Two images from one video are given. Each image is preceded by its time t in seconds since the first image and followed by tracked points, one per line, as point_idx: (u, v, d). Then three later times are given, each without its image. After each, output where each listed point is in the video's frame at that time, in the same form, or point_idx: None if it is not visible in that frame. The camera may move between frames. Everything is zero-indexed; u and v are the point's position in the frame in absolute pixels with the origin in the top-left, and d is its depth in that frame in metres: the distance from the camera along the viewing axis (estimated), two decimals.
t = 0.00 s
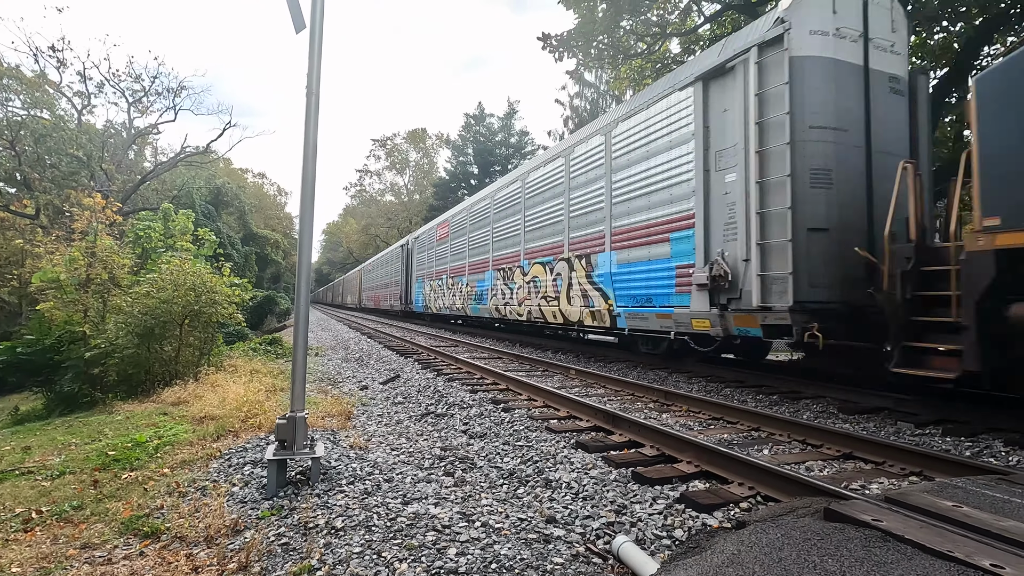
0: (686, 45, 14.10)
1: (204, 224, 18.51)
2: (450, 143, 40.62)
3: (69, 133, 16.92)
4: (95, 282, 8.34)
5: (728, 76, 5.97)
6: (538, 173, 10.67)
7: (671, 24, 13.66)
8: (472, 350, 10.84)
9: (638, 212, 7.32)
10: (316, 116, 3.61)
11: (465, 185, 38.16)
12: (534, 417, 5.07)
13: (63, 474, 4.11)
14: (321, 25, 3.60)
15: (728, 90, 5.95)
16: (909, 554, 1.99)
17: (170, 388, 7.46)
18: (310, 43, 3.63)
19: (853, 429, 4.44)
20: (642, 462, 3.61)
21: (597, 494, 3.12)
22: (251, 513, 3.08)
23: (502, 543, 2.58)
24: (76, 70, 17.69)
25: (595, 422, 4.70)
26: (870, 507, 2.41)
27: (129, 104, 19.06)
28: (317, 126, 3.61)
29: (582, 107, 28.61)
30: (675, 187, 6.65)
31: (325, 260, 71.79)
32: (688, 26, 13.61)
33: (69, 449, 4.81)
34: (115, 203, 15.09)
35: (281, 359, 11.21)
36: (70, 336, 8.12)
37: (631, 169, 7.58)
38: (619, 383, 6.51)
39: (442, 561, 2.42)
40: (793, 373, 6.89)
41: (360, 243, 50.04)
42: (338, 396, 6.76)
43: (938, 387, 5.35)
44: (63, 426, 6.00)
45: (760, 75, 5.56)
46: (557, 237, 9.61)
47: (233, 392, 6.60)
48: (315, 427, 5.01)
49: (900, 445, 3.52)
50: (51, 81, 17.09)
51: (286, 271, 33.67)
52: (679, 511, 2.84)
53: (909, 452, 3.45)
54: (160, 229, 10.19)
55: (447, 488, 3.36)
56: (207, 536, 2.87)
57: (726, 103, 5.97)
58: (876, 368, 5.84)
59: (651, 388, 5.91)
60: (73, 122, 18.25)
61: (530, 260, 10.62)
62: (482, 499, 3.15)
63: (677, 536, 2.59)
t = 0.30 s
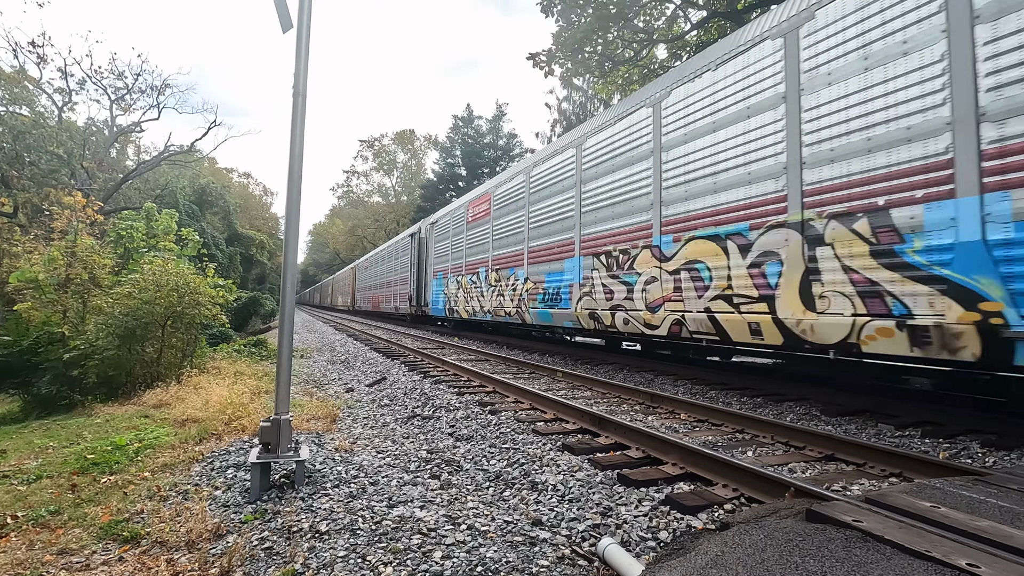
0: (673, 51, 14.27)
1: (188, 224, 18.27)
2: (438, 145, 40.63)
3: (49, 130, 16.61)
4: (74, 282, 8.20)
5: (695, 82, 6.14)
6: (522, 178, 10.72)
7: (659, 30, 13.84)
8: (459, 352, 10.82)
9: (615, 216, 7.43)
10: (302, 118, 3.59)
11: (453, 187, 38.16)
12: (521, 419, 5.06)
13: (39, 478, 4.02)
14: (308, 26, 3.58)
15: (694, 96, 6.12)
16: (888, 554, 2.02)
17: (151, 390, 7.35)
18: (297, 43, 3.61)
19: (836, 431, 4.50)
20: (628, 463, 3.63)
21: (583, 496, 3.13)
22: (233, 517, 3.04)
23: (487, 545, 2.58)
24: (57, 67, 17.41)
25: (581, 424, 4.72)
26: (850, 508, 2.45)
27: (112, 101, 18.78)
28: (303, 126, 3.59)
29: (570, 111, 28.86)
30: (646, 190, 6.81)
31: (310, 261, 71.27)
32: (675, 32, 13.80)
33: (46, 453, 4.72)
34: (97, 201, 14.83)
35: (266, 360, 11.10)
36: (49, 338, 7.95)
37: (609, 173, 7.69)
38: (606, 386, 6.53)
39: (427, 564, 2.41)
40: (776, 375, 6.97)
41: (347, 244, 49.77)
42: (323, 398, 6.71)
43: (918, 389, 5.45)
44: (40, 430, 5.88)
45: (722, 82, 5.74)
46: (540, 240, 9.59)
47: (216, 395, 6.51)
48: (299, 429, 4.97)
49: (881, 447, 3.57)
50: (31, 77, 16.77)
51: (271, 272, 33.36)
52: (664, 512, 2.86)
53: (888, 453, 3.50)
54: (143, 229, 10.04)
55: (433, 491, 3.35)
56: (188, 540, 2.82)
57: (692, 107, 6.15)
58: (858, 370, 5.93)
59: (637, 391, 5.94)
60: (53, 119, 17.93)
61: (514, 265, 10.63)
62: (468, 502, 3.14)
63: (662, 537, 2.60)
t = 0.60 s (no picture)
0: (663, 56, 14.41)
1: (175, 224, 18.08)
2: (429, 146, 40.59)
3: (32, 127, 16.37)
4: (57, 281, 8.07)
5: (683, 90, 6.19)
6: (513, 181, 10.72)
7: (649, 36, 13.98)
8: (447, 354, 10.80)
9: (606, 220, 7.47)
10: (291, 119, 3.57)
11: (443, 189, 38.13)
12: (509, 422, 5.06)
13: (18, 481, 3.95)
14: (299, 27, 3.57)
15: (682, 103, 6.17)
16: (871, 557, 2.05)
17: (134, 392, 7.24)
18: (287, 44, 3.59)
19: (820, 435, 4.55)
20: (615, 467, 3.64)
21: (571, 499, 3.13)
22: (217, 521, 3.01)
23: (474, 549, 2.57)
24: (41, 62, 17.15)
25: (569, 427, 4.73)
26: (834, 511, 2.47)
27: (97, 98, 18.54)
28: (293, 127, 3.57)
29: (561, 114, 29.07)
30: (636, 194, 6.84)
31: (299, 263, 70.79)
32: (665, 38, 13.94)
33: (26, 455, 4.63)
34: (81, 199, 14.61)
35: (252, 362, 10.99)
36: (30, 338, 7.81)
37: (600, 177, 7.73)
38: (594, 389, 6.54)
39: (413, 568, 2.40)
40: (762, 378, 7.04)
41: (336, 245, 49.49)
42: (310, 400, 6.66)
43: (901, 393, 5.53)
44: (19, 431, 5.77)
45: (709, 90, 5.79)
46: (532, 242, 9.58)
47: (201, 396, 6.45)
48: (286, 432, 4.92)
49: (865, 450, 3.61)
50: (14, 73, 16.52)
51: (258, 273, 33.07)
52: (651, 516, 2.87)
53: (871, 457, 3.55)
54: (128, 228, 9.92)
55: (420, 494, 3.34)
56: (171, 544, 2.78)
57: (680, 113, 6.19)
58: (841, 374, 6.01)
59: (625, 394, 5.96)
60: (37, 116, 17.67)
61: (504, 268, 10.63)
62: (455, 505, 3.13)
63: (648, 541, 2.61)
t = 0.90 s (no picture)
0: (659, 58, 14.46)
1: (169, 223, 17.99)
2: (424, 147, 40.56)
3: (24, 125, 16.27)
4: (49, 280, 8.01)
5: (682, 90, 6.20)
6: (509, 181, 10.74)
7: (645, 37, 14.02)
8: (443, 354, 10.80)
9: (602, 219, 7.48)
10: (286, 117, 3.55)
11: (439, 189, 38.09)
12: (504, 423, 5.06)
13: (9, 481, 3.92)
14: (294, 26, 3.56)
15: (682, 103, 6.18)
16: (864, 557, 2.05)
17: (127, 392, 7.20)
18: (282, 42, 3.58)
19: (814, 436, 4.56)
20: (610, 467, 3.64)
21: (565, 500, 3.13)
22: (210, 522, 2.99)
23: (469, 550, 2.57)
24: (34, 60, 17.04)
25: (565, 427, 4.73)
26: (827, 512, 2.48)
27: (91, 96, 18.42)
28: (287, 126, 3.56)
29: (557, 115, 29.11)
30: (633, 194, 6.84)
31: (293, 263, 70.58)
32: (661, 38, 13.99)
33: (17, 455, 4.59)
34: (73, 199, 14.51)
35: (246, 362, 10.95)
36: (21, 338, 7.75)
37: (598, 176, 7.70)
38: (589, 390, 6.55)
39: (408, 569, 2.40)
40: (756, 379, 7.06)
41: (331, 246, 49.37)
42: (304, 401, 6.64)
43: (894, 394, 5.56)
44: (10, 432, 5.72)
45: (712, 89, 5.76)
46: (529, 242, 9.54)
47: (195, 397, 6.42)
48: (280, 432, 4.91)
49: (859, 451, 3.62)
50: (7, 71, 16.41)
51: (253, 273, 32.95)
52: (645, 516, 2.88)
53: (865, 458, 3.56)
54: (121, 227, 9.86)
55: (415, 495, 3.33)
56: (163, 546, 2.76)
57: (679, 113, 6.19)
58: (835, 375, 6.03)
59: (620, 395, 5.97)
60: (30, 114, 17.56)
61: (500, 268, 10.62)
62: (449, 506, 3.13)
63: (642, 541, 2.62)
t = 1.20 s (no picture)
0: (657, 61, 14.51)
1: (169, 229, 17.99)
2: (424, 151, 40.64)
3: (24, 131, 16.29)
4: (49, 286, 8.00)
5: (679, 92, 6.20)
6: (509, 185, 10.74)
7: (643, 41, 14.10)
8: (443, 358, 10.79)
9: (601, 223, 7.48)
10: (285, 121, 3.56)
11: (439, 193, 38.12)
12: (504, 426, 5.05)
13: (8, 487, 3.90)
14: (293, 31, 3.56)
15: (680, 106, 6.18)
16: (866, 560, 2.05)
17: (126, 398, 7.18)
18: (280, 47, 3.59)
19: (815, 438, 4.56)
20: (611, 471, 3.63)
21: (567, 504, 3.12)
22: (210, 528, 2.98)
23: (470, 555, 2.55)
24: (34, 66, 17.08)
25: (565, 431, 4.72)
26: (829, 514, 2.47)
27: (90, 102, 18.43)
28: (286, 130, 3.56)
29: (557, 118, 29.15)
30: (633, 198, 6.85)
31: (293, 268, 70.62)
32: (659, 42, 14.07)
33: (16, 462, 4.58)
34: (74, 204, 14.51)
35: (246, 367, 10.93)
36: (21, 344, 7.73)
37: (596, 178, 7.71)
38: (590, 393, 6.54)
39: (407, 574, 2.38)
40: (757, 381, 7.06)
41: (331, 250, 49.39)
42: (304, 405, 6.63)
43: (894, 395, 5.56)
44: (10, 438, 5.70)
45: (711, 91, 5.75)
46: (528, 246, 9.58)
47: (195, 402, 6.40)
48: (280, 437, 4.90)
49: (861, 453, 3.61)
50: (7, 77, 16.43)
51: (252, 277, 32.93)
52: (647, 519, 2.87)
53: (866, 460, 3.56)
54: (121, 232, 9.86)
55: (415, 500, 3.31)
56: (163, 552, 2.75)
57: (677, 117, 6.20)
58: (835, 377, 6.04)
59: (621, 398, 5.96)
60: (30, 121, 17.58)
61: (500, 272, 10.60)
62: (450, 511, 3.11)
63: (644, 545, 2.61)
